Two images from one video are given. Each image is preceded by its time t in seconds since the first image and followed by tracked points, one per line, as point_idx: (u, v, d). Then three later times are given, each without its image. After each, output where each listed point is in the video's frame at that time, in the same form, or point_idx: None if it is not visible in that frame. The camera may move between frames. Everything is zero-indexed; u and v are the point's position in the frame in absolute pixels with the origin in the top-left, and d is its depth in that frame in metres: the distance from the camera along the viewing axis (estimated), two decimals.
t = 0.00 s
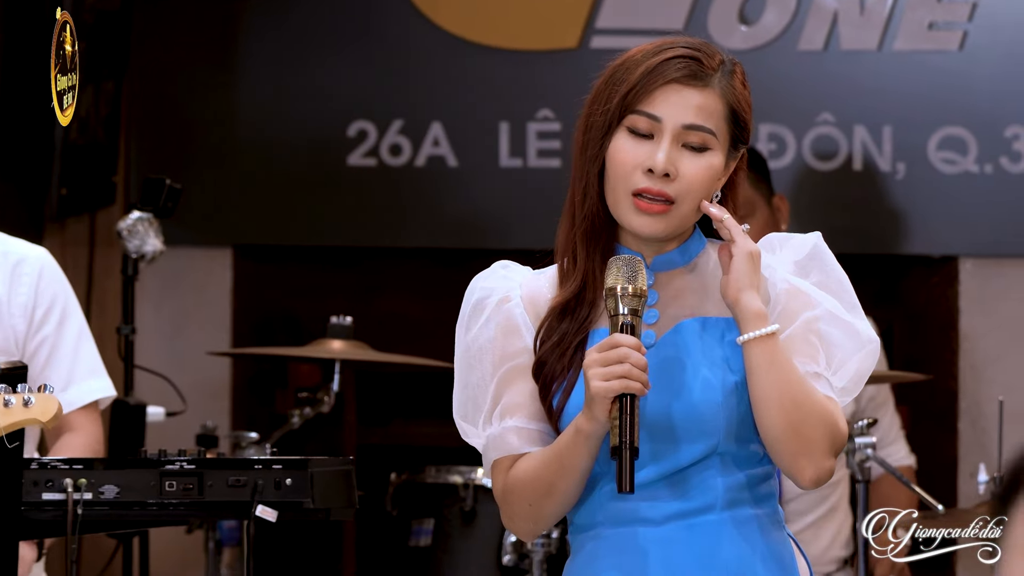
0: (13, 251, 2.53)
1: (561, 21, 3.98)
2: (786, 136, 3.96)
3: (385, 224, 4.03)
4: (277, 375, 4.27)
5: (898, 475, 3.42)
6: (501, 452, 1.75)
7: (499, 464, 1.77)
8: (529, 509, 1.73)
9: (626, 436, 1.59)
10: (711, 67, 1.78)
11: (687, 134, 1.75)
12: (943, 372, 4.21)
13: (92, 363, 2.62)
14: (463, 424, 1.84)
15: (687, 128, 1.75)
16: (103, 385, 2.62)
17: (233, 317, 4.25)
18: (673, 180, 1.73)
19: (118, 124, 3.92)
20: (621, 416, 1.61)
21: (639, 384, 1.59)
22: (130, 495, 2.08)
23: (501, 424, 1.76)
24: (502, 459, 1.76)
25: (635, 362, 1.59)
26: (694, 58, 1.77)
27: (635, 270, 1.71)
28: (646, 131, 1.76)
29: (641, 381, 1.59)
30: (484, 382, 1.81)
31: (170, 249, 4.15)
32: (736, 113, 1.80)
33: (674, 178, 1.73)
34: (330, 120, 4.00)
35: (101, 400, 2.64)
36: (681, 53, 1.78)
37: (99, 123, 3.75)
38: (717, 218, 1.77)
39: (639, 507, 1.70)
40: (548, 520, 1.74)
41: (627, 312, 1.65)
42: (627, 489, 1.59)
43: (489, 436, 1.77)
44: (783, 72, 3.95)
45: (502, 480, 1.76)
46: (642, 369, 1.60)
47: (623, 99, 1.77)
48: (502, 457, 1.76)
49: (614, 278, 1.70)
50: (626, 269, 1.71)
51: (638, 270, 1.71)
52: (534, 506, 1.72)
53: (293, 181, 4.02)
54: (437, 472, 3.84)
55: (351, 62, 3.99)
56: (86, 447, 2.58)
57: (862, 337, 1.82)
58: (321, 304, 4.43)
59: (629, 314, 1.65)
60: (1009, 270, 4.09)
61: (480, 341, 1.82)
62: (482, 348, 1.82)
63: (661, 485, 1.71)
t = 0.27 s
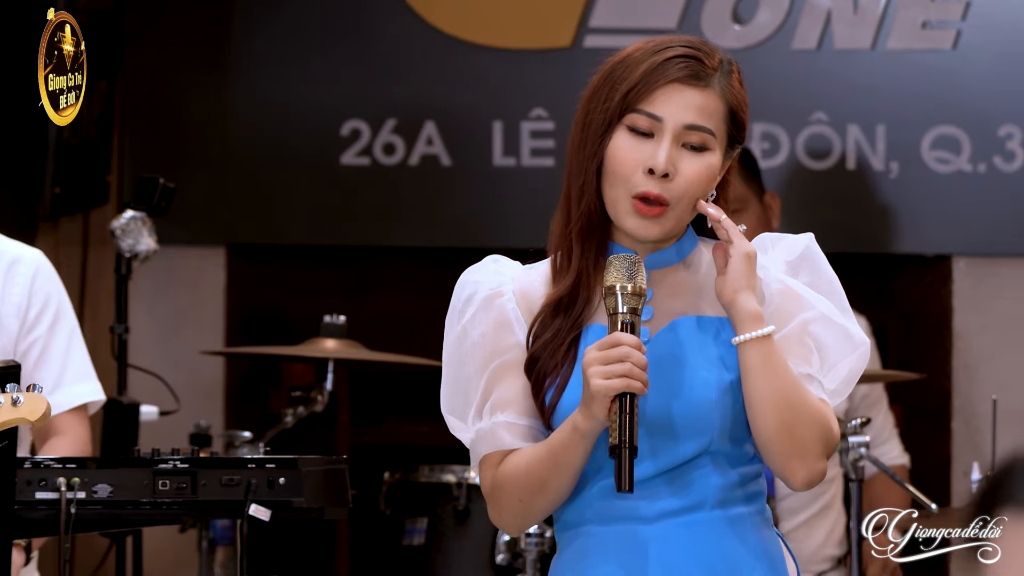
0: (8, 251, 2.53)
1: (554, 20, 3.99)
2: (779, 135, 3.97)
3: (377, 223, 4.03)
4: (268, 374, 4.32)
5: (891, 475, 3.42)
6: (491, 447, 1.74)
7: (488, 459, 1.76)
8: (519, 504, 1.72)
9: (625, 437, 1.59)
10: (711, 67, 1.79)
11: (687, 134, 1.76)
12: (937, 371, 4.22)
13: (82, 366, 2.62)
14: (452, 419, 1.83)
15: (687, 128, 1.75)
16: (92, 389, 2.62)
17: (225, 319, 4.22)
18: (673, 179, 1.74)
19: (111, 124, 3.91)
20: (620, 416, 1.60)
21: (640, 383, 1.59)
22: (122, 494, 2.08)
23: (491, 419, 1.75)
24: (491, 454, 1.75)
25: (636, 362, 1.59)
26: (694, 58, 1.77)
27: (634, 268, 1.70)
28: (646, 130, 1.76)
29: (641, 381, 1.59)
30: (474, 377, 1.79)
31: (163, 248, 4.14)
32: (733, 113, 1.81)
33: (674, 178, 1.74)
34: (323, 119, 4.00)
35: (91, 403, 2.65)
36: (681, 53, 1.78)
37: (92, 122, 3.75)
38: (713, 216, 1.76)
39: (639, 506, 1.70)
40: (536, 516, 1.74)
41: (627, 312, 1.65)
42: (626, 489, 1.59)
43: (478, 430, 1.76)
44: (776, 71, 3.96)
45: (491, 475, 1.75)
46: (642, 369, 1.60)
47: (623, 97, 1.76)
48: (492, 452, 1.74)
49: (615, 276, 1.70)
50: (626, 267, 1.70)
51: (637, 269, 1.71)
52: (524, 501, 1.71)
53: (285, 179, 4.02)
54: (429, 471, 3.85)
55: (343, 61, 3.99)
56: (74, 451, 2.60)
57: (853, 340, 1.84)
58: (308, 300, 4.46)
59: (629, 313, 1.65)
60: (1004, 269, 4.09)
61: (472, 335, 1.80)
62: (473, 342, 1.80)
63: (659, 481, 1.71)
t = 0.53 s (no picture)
0: (11, 250, 2.53)
1: (548, 19, 3.99)
2: (773, 134, 3.98)
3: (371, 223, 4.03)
4: (260, 372, 4.28)
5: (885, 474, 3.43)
6: (480, 434, 1.72)
7: (475, 445, 1.75)
8: (506, 492, 1.71)
9: (622, 430, 1.57)
10: (718, 65, 1.78)
11: (693, 130, 1.75)
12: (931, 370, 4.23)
13: (84, 367, 2.62)
14: (439, 405, 1.81)
15: (694, 124, 1.74)
16: (93, 389, 2.61)
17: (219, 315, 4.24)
18: (678, 175, 1.73)
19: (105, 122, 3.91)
20: (620, 409, 1.59)
21: (640, 378, 1.59)
22: (116, 494, 2.07)
23: (480, 406, 1.73)
24: (480, 441, 1.74)
25: (637, 356, 1.59)
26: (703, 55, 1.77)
27: (638, 261, 1.71)
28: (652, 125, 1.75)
29: (642, 375, 1.59)
30: (464, 363, 1.78)
31: (157, 247, 4.14)
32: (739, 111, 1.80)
33: (680, 174, 1.73)
34: (317, 118, 4.00)
35: (90, 404, 2.63)
36: (690, 49, 1.78)
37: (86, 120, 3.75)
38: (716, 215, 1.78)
39: (632, 499, 1.69)
40: (521, 505, 1.73)
41: (629, 306, 1.65)
42: (623, 483, 1.56)
43: (466, 415, 1.74)
44: (770, 70, 3.97)
45: (479, 461, 1.74)
46: (643, 363, 1.60)
47: (631, 91, 1.76)
48: (481, 438, 1.73)
49: (618, 269, 1.70)
50: (630, 261, 1.71)
51: (641, 263, 1.71)
52: (512, 489, 1.70)
53: (279, 178, 4.01)
54: (423, 470, 3.85)
55: (337, 60, 3.99)
56: (70, 451, 2.56)
57: (844, 344, 1.85)
58: (304, 300, 4.43)
59: (631, 306, 1.65)
60: (998, 268, 4.09)
61: (464, 321, 1.78)
62: (465, 327, 1.78)
63: (655, 473, 1.70)
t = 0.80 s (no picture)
0: (17, 250, 2.49)
1: (541, 19, 4.00)
2: (766, 133, 3.98)
3: (365, 222, 4.03)
4: (254, 371, 4.27)
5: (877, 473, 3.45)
6: (471, 419, 1.71)
7: (464, 431, 1.74)
8: (494, 480, 1.71)
9: (620, 425, 1.57)
10: (721, 60, 1.78)
11: (696, 125, 1.74)
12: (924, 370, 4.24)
13: (90, 370, 2.58)
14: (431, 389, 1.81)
15: (696, 119, 1.74)
16: (98, 392, 2.57)
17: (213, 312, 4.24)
18: (680, 170, 1.72)
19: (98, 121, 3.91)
20: (618, 406, 1.58)
21: (641, 374, 1.58)
22: (110, 493, 2.04)
23: (472, 392, 1.72)
24: (469, 427, 1.73)
25: (639, 353, 1.59)
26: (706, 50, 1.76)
27: (642, 258, 1.72)
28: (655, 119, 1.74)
29: (641, 372, 1.59)
30: (457, 349, 1.77)
31: (150, 246, 4.14)
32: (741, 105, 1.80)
33: (681, 168, 1.72)
34: (311, 116, 4.00)
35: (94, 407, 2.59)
36: (693, 45, 1.77)
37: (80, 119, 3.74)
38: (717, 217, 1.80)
39: (614, 496, 1.69)
40: (507, 494, 1.72)
41: (631, 301, 1.66)
42: (619, 478, 1.57)
43: (457, 400, 1.73)
44: (764, 69, 3.97)
45: (468, 447, 1.73)
46: (644, 360, 1.60)
47: (634, 85, 1.75)
48: (471, 425, 1.72)
49: (623, 265, 1.70)
50: (634, 258, 1.71)
51: (644, 261, 1.72)
52: (501, 477, 1.70)
53: (272, 177, 4.01)
54: (416, 469, 3.85)
55: (330, 58, 3.99)
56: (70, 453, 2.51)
57: (835, 350, 1.87)
58: (302, 298, 4.42)
59: (633, 303, 1.66)
60: (991, 267, 4.10)
61: (460, 307, 1.77)
62: (461, 313, 1.77)
63: (650, 466, 1.70)
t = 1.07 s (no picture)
0: (18, 250, 2.51)
1: (535, 18, 4.00)
2: (759, 132, 3.99)
3: (358, 221, 4.03)
4: (247, 371, 4.24)
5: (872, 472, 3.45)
6: (466, 410, 1.72)
7: (458, 420, 1.74)
8: (486, 471, 1.71)
9: (618, 420, 1.57)
10: (714, 54, 1.78)
11: (691, 121, 1.75)
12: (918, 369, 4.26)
13: (88, 372, 2.56)
14: (424, 378, 1.81)
15: (691, 115, 1.74)
16: (94, 395, 2.55)
17: (206, 310, 4.24)
18: (677, 166, 1.73)
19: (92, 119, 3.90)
20: (617, 401, 1.58)
21: (641, 371, 1.59)
22: (103, 492, 2.04)
23: (466, 382, 1.73)
24: (463, 417, 1.73)
25: (640, 349, 1.59)
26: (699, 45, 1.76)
27: (644, 255, 1.71)
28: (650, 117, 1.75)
29: (642, 368, 1.59)
30: (452, 339, 1.77)
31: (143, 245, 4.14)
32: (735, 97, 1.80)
33: (678, 165, 1.73)
34: (305, 115, 3.99)
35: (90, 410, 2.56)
36: (686, 40, 1.77)
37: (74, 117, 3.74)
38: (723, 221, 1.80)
39: (606, 493, 1.69)
40: (499, 485, 1.72)
41: (632, 298, 1.66)
42: (616, 473, 1.57)
43: (452, 390, 1.74)
44: (757, 68, 3.98)
45: (461, 437, 1.73)
46: (644, 357, 1.60)
47: (628, 83, 1.75)
48: (465, 416, 1.73)
49: (625, 263, 1.70)
50: (638, 256, 1.71)
51: (647, 258, 1.71)
52: (493, 469, 1.70)
53: (266, 176, 4.01)
54: (410, 468, 3.85)
55: (324, 58, 3.98)
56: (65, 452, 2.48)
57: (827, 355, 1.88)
58: (297, 298, 4.39)
59: (634, 299, 1.66)
60: (984, 266, 4.11)
61: (458, 297, 1.78)
62: (457, 303, 1.77)
63: (647, 461, 1.71)
